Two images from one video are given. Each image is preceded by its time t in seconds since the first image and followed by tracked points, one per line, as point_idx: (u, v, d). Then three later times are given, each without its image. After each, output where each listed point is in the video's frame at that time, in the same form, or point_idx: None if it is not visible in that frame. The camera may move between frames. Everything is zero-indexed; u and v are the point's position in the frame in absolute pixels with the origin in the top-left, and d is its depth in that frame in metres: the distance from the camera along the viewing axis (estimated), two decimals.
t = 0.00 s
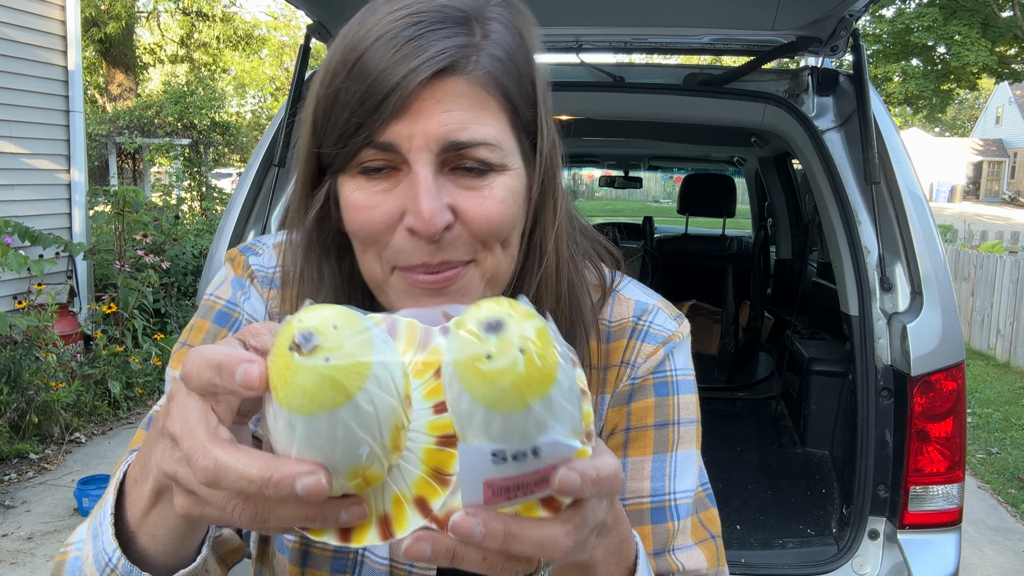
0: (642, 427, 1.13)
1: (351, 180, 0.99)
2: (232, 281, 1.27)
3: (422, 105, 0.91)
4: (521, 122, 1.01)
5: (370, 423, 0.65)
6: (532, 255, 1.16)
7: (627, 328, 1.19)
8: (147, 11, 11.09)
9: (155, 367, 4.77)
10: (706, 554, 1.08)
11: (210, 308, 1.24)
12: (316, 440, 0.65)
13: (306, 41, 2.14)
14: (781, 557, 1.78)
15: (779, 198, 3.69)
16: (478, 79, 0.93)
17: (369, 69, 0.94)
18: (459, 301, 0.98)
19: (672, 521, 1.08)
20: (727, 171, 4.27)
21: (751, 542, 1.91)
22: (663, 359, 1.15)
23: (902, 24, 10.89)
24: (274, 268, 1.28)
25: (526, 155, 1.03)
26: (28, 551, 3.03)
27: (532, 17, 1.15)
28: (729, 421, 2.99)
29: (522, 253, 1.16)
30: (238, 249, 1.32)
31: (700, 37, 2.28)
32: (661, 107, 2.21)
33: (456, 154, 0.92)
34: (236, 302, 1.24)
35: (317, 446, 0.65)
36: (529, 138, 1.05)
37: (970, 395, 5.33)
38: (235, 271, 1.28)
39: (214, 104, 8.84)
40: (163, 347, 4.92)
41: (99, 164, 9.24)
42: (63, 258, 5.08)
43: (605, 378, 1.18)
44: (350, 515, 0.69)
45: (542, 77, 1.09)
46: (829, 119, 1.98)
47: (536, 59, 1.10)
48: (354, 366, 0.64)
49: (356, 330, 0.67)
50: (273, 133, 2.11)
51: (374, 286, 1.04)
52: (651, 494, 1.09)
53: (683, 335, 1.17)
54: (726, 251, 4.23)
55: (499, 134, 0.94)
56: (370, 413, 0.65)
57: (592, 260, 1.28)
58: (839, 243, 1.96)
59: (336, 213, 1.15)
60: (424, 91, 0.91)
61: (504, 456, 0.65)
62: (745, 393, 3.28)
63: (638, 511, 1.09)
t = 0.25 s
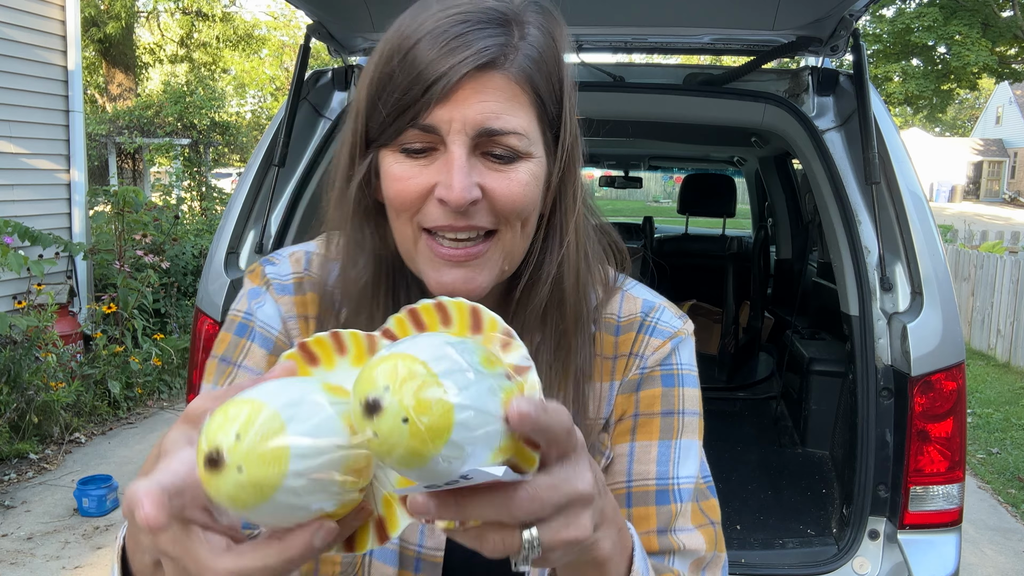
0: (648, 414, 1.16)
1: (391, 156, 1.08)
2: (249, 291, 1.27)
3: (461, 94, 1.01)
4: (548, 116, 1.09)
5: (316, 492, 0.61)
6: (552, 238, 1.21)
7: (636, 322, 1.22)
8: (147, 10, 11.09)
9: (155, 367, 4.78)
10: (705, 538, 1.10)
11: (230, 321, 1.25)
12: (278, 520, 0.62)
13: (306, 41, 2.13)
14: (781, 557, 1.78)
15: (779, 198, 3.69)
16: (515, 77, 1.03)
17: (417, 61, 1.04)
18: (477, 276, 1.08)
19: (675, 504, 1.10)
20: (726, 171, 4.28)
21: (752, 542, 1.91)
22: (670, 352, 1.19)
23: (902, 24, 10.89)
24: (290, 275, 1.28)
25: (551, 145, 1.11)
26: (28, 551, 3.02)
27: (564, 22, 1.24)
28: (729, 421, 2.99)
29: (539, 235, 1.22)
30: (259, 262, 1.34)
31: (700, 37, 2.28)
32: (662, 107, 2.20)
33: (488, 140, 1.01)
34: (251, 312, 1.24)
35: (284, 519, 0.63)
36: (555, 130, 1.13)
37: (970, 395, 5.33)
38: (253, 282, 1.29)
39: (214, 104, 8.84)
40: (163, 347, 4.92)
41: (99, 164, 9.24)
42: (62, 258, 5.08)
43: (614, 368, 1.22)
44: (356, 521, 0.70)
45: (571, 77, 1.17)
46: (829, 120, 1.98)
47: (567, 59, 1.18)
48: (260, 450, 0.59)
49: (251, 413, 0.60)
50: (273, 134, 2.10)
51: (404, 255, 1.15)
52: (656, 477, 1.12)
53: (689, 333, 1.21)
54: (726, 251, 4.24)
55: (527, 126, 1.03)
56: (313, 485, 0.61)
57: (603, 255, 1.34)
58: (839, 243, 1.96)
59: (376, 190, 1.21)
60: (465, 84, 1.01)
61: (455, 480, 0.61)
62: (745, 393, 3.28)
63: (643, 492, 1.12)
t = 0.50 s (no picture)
0: (659, 396, 1.17)
1: (421, 151, 1.15)
2: (292, 276, 1.31)
3: (482, 93, 1.08)
4: (562, 115, 1.14)
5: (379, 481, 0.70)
6: (571, 232, 1.26)
7: (648, 315, 1.24)
8: (147, 10, 11.08)
9: (155, 367, 4.78)
10: (713, 517, 1.10)
11: (274, 302, 1.28)
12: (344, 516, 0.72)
13: (306, 41, 2.13)
14: (781, 557, 1.77)
15: (779, 198, 3.69)
16: (531, 79, 1.10)
17: (446, 62, 1.10)
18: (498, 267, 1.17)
19: (686, 481, 1.10)
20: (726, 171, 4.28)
21: (752, 542, 1.91)
22: (680, 342, 1.20)
23: (902, 24, 10.90)
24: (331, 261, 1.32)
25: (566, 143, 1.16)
26: (28, 551, 3.02)
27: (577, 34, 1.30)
28: (729, 421, 2.99)
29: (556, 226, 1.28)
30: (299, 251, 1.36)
31: (700, 37, 2.28)
32: (662, 107, 2.20)
33: (507, 136, 1.08)
34: (293, 293, 1.27)
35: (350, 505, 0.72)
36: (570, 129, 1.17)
37: (970, 395, 5.33)
38: (295, 268, 1.32)
39: (214, 104, 8.83)
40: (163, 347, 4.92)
41: (99, 164, 9.24)
42: (63, 258, 5.09)
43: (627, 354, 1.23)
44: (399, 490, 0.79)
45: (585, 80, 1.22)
46: (829, 120, 1.99)
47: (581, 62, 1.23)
48: (328, 478, 0.66)
49: (313, 448, 0.66)
50: (273, 133, 2.10)
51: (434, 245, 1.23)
52: (667, 454, 1.12)
53: (699, 327, 1.22)
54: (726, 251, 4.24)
55: (544, 123, 1.09)
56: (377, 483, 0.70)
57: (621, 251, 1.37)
58: (838, 243, 1.96)
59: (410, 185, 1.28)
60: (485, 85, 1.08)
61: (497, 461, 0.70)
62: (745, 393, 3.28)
63: (654, 469, 1.11)
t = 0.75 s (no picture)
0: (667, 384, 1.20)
1: (451, 148, 1.14)
2: (314, 273, 1.28)
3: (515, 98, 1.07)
4: (587, 130, 1.13)
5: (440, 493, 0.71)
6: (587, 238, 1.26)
7: (654, 313, 1.27)
8: (147, 10, 11.08)
9: (155, 367, 4.78)
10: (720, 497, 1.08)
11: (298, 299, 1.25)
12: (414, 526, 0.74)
13: (307, 42, 2.13)
14: (781, 557, 1.76)
15: (779, 198, 3.69)
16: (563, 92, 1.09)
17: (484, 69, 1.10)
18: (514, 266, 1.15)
19: (691, 461, 1.10)
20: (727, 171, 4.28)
21: (752, 542, 1.91)
22: (684, 336, 1.24)
23: (903, 24, 10.91)
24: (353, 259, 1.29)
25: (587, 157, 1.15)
26: (28, 551, 3.02)
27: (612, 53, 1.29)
28: (730, 421, 2.99)
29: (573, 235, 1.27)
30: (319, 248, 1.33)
31: (700, 37, 2.28)
32: (662, 107, 2.20)
33: (534, 142, 1.07)
34: (316, 291, 1.25)
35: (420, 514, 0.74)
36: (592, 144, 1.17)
37: (970, 395, 5.33)
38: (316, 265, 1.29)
39: (214, 104, 8.83)
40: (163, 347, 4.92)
41: (99, 164, 9.24)
42: (63, 258, 5.08)
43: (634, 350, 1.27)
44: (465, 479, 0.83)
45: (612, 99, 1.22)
46: (829, 120, 1.99)
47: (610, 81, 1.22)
48: (381, 506, 0.66)
49: (365, 480, 0.67)
50: (273, 133, 2.10)
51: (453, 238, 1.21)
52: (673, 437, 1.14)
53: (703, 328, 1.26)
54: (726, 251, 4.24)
55: (568, 133, 1.08)
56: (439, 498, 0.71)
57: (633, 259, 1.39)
58: (838, 243, 1.96)
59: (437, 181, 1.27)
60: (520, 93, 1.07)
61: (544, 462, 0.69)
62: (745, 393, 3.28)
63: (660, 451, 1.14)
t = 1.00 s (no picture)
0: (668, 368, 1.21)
1: (474, 143, 1.15)
2: (315, 281, 1.26)
3: (546, 105, 1.08)
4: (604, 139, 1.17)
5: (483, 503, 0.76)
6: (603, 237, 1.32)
7: (654, 305, 1.31)
8: (147, 10, 11.08)
9: (155, 367, 4.78)
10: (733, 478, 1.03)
11: (301, 309, 1.24)
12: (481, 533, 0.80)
13: (307, 41, 2.13)
14: (781, 557, 1.74)
15: (779, 198, 3.69)
16: (592, 104, 1.11)
17: (513, 71, 1.10)
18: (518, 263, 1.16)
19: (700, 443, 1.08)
20: (726, 171, 4.28)
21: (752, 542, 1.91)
22: (681, 324, 1.26)
23: (902, 24, 10.93)
24: (356, 265, 1.29)
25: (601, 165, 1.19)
26: (28, 551, 3.02)
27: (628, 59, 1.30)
28: (730, 421, 3.00)
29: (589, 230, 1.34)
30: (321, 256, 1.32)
31: (700, 37, 2.29)
32: (662, 107, 2.20)
33: (558, 150, 1.10)
34: (320, 299, 1.24)
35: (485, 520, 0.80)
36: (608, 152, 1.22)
37: (970, 395, 5.33)
38: (318, 274, 1.28)
39: (214, 104, 8.84)
40: (163, 347, 4.92)
41: (99, 164, 9.24)
42: (63, 258, 5.08)
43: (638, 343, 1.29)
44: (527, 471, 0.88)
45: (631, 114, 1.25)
46: (829, 120, 1.99)
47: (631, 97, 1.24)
48: (427, 538, 0.72)
49: (409, 516, 0.72)
50: (274, 133, 2.10)
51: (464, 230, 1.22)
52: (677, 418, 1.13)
53: (698, 319, 1.29)
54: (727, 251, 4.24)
55: (590, 145, 1.11)
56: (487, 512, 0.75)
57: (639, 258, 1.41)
58: (838, 242, 1.96)
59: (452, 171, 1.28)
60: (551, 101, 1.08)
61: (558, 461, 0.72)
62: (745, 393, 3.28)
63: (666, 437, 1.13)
